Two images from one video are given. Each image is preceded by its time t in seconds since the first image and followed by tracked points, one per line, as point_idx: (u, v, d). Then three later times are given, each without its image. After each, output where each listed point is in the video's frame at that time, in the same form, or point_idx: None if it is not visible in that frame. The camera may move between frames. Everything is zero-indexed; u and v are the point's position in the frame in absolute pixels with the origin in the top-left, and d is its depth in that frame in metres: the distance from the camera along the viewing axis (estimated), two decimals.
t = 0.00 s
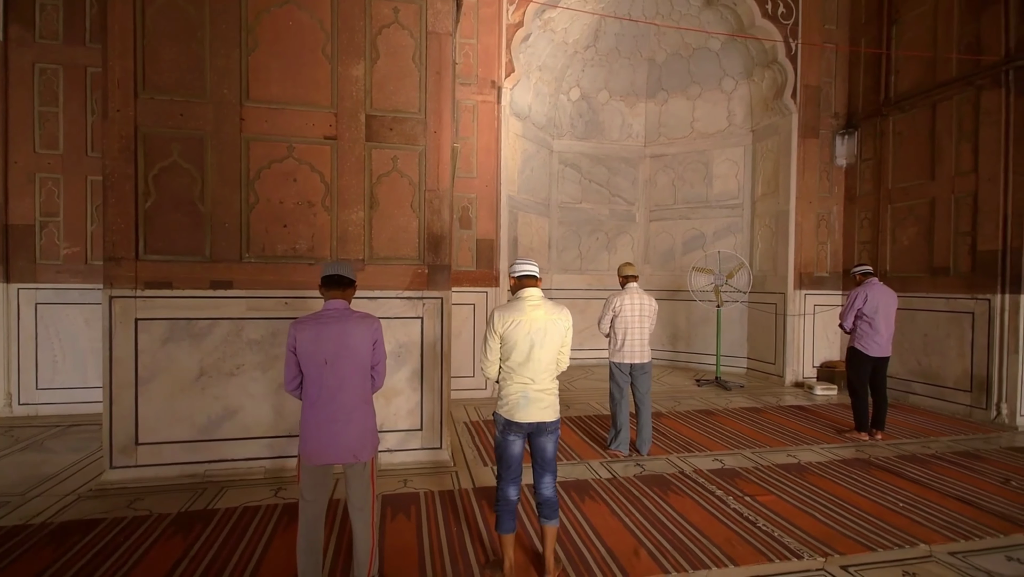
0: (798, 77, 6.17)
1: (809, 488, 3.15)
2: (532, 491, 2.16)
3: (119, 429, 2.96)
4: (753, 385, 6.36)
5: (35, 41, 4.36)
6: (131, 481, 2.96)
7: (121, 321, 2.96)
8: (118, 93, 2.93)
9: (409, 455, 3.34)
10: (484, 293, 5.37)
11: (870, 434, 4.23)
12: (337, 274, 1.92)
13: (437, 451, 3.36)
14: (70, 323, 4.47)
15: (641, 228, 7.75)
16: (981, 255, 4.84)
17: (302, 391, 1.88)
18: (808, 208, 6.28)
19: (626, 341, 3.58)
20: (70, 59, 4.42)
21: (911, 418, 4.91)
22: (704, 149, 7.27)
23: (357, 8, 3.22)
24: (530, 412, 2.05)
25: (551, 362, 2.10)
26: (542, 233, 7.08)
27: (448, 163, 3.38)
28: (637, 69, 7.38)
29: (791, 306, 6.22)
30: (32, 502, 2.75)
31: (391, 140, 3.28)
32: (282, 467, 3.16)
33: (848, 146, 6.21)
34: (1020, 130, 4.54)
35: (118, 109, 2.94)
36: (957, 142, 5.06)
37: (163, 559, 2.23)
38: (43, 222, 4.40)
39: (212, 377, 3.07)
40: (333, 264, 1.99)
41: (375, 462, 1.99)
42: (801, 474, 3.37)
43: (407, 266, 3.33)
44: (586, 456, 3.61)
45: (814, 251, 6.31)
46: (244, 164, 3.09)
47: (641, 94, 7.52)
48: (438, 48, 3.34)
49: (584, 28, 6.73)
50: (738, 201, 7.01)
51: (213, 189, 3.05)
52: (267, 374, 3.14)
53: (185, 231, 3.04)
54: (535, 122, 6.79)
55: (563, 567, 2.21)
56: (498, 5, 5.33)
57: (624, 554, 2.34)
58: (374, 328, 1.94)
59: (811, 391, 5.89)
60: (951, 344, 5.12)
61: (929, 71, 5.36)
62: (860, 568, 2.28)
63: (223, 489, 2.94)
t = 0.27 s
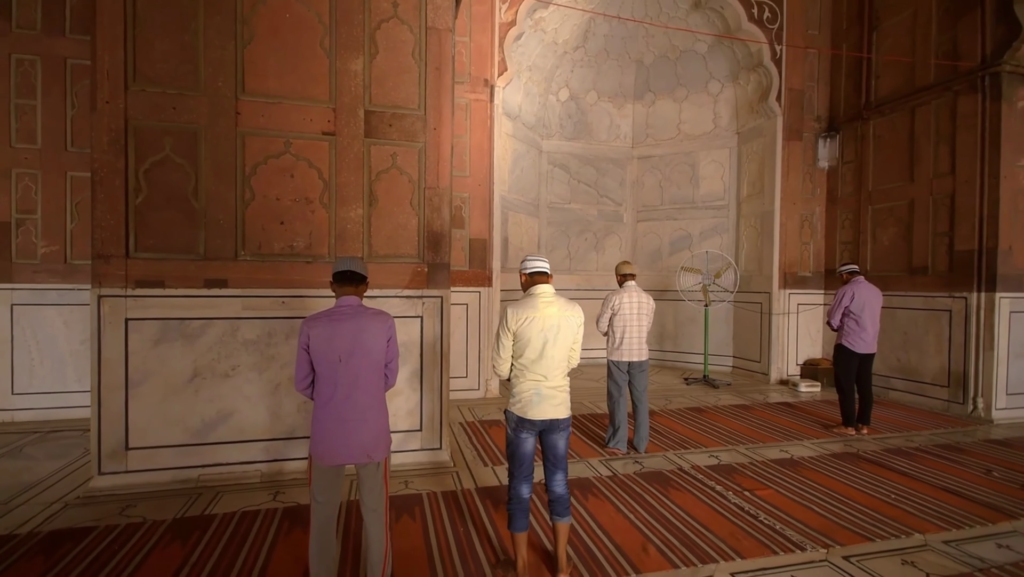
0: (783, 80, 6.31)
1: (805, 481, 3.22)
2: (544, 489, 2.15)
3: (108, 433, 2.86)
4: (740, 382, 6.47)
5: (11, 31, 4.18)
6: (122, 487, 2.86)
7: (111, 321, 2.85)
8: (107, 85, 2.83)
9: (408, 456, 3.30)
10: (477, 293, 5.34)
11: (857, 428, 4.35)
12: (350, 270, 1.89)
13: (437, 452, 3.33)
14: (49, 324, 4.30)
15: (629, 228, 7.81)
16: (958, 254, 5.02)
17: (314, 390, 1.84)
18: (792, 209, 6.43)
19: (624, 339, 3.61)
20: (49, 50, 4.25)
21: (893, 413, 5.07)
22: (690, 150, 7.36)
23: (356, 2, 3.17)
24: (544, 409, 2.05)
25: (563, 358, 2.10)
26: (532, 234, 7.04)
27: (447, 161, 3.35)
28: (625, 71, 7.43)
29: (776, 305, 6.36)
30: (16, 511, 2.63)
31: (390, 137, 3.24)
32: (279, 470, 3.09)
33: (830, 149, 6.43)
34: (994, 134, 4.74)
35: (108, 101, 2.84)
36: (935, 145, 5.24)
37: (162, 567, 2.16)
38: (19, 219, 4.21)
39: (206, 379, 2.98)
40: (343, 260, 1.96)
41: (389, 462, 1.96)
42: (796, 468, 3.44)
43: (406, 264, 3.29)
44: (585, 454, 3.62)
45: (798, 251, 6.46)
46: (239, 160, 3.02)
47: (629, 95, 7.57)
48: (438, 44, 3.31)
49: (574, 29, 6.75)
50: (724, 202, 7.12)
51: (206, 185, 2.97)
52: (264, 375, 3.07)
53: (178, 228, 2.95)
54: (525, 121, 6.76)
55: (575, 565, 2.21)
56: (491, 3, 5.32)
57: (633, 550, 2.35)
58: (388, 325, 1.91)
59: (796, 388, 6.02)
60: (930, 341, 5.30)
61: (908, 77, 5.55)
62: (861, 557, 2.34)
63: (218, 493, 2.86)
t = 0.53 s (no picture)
0: (764, 85, 6.46)
1: (795, 475, 3.31)
2: (551, 488, 2.16)
3: (93, 438, 2.75)
4: (723, 379, 6.60)
5: None
6: (108, 493, 2.76)
7: (96, 321, 2.74)
8: (91, 76, 2.72)
9: (404, 456, 3.27)
10: (467, 292, 5.32)
11: (839, 423, 4.49)
12: (358, 269, 1.86)
13: (433, 452, 3.31)
14: (21, 325, 4.11)
15: (614, 227, 7.87)
16: (931, 255, 5.23)
17: (323, 391, 1.81)
18: (773, 210, 6.59)
19: (618, 338, 3.64)
20: (20, 38, 4.06)
21: (870, 407, 5.25)
22: (674, 152, 7.47)
23: None
24: (552, 408, 2.05)
25: (571, 357, 2.11)
26: (519, 233, 7.03)
27: (443, 159, 3.33)
28: (610, 72, 7.48)
29: (758, 304, 6.51)
30: None
31: (385, 134, 3.20)
32: (272, 473, 3.03)
33: (808, 152, 6.57)
34: (966, 140, 4.94)
35: (92, 93, 2.73)
36: (909, 150, 5.45)
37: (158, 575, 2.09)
38: None
39: (197, 380, 2.90)
40: (349, 259, 1.93)
41: (398, 463, 1.93)
42: (784, 462, 3.53)
43: (402, 263, 3.25)
44: (580, 452, 3.65)
45: (778, 251, 6.63)
46: (231, 155, 2.93)
47: (614, 97, 7.62)
48: (434, 42, 3.28)
49: (561, 29, 6.76)
50: (707, 202, 7.25)
51: (196, 181, 2.88)
52: (256, 376, 3.00)
53: (166, 225, 2.85)
54: (512, 121, 6.73)
55: (581, 562, 2.23)
56: (481, 2, 5.30)
57: (637, 547, 2.38)
58: (398, 324, 1.88)
59: (777, 384, 6.18)
60: (904, 338, 5.51)
61: (883, 83, 5.75)
62: (854, 548, 2.42)
63: (211, 498, 2.78)
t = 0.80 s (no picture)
0: (742, 90, 6.63)
1: (779, 469, 3.42)
2: (555, 486, 2.18)
3: (72, 444, 2.63)
4: (703, 376, 6.76)
5: None
6: (89, 502, 2.64)
7: (75, 322, 2.62)
8: (70, 67, 2.60)
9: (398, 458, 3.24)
10: (453, 291, 5.30)
11: (815, 417, 4.65)
12: (365, 269, 1.83)
13: (427, 453, 3.28)
14: None
15: (595, 227, 7.93)
16: (899, 255, 5.47)
17: (331, 393, 1.79)
18: (750, 211, 6.77)
19: (609, 337, 3.69)
20: None
21: (843, 401, 5.46)
22: (655, 153, 7.59)
23: None
24: (557, 407, 2.07)
25: (575, 357, 2.13)
26: (503, 232, 7.04)
27: (437, 157, 3.31)
28: (593, 74, 7.54)
29: (736, 302, 6.69)
30: None
31: (378, 132, 3.16)
32: (262, 477, 2.96)
33: (784, 156, 6.72)
34: (932, 146, 5.19)
35: (71, 84, 2.61)
36: (878, 155, 5.68)
37: None
38: None
39: (183, 383, 2.80)
40: (355, 258, 1.90)
41: (405, 464, 1.92)
42: (769, 456, 3.64)
43: (395, 262, 3.21)
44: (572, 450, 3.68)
45: (755, 252, 6.81)
46: (218, 151, 2.84)
47: (596, 98, 7.69)
48: (428, 40, 3.27)
49: (545, 30, 6.79)
50: (687, 204, 7.40)
51: (182, 177, 2.78)
52: (246, 378, 2.92)
53: (149, 222, 2.74)
54: (496, 120, 6.73)
55: (584, 559, 2.25)
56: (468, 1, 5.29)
57: (636, 541, 2.42)
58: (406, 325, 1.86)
59: (754, 380, 6.36)
60: (873, 335, 5.75)
61: (854, 91, 5.99)
62: (841, 537, 2.51)
63: (199, 504, 2.70)
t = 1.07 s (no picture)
0: (710, 97, 6.86)
1: (754, 461, 3.58)
2: (552, 482, 2.22)
3: (41, 454, 2.49)
4: (673, 374, 6.96)
5: None
6: (60, 514, 2.51)
7: (44, 324, 2.49)
8: (40, 55, 2.46)
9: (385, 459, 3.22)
10: (432, 292, 5.27)
11: (782, 411, 4.88)
12: (370, 269, 1.84)
13: (414, 454, 3.27)
14: None
15: (569, 228, 8.00)
16: (856, 257, 5.79)
17: (335, 394, 1.77)
18: (718, 214, 7.01)
19: (592, 336, 3.77)
20: None
21: (805, 396, 5.74)
22: (627, 156, 7.74)
23: None
24: (557, 404, 2.11)
25: (574, 355, 2.18)
26: (478, 233, 7.04)
27: (424, 157, 3.30)
28: (567, 77, 7.62)
29: (705, 302, 6.93)
30: None
31: (365, 130, 3.12)
32: (246, 482, 2.88)
33: (749, 161, 7.04)
34: (886, 155, 5.53)
35: (40, 73, 2.47)
36: (837, 163, 6.01)
37: None
38: None
39: (161, 387, 2.69)
40: (357, 258, 1.89)
41: (408, 464, 1.92)
42: (743, 449, 3.81)
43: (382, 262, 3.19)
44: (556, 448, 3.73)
45: (723, 253, 7.07)
46: (199, 146, 2.75)
47: (570, 101, 7.79)
48: (415, 39, 3.25)
49: (521, 32, 6.83)
50: (658, 206, 7.60)
51: (161, 173, 2.67)
52: (228, 381, 2.84)
53: (125, 220, 2.62)
54: (472, 120, 6.73)
55: (580, 552, 2.31)
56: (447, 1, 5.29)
57: (628, 534, 2.50)
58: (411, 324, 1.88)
59: (722, 377, 6.60)
60: (833, 333, 6.07)
61: (814, 101, 6.30)
62: (817, 523, 2.66)
63: (180, 512, 2.60)
